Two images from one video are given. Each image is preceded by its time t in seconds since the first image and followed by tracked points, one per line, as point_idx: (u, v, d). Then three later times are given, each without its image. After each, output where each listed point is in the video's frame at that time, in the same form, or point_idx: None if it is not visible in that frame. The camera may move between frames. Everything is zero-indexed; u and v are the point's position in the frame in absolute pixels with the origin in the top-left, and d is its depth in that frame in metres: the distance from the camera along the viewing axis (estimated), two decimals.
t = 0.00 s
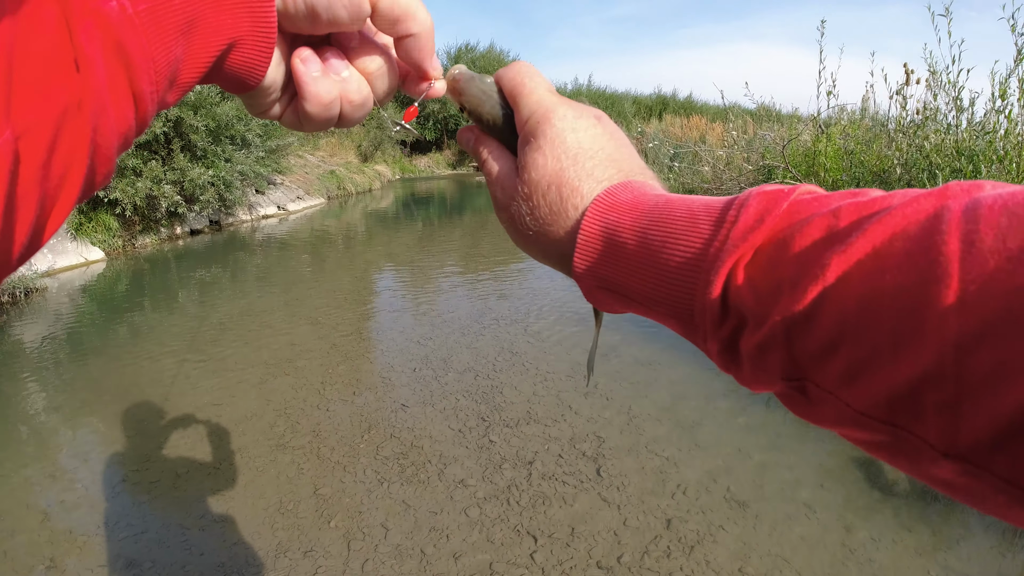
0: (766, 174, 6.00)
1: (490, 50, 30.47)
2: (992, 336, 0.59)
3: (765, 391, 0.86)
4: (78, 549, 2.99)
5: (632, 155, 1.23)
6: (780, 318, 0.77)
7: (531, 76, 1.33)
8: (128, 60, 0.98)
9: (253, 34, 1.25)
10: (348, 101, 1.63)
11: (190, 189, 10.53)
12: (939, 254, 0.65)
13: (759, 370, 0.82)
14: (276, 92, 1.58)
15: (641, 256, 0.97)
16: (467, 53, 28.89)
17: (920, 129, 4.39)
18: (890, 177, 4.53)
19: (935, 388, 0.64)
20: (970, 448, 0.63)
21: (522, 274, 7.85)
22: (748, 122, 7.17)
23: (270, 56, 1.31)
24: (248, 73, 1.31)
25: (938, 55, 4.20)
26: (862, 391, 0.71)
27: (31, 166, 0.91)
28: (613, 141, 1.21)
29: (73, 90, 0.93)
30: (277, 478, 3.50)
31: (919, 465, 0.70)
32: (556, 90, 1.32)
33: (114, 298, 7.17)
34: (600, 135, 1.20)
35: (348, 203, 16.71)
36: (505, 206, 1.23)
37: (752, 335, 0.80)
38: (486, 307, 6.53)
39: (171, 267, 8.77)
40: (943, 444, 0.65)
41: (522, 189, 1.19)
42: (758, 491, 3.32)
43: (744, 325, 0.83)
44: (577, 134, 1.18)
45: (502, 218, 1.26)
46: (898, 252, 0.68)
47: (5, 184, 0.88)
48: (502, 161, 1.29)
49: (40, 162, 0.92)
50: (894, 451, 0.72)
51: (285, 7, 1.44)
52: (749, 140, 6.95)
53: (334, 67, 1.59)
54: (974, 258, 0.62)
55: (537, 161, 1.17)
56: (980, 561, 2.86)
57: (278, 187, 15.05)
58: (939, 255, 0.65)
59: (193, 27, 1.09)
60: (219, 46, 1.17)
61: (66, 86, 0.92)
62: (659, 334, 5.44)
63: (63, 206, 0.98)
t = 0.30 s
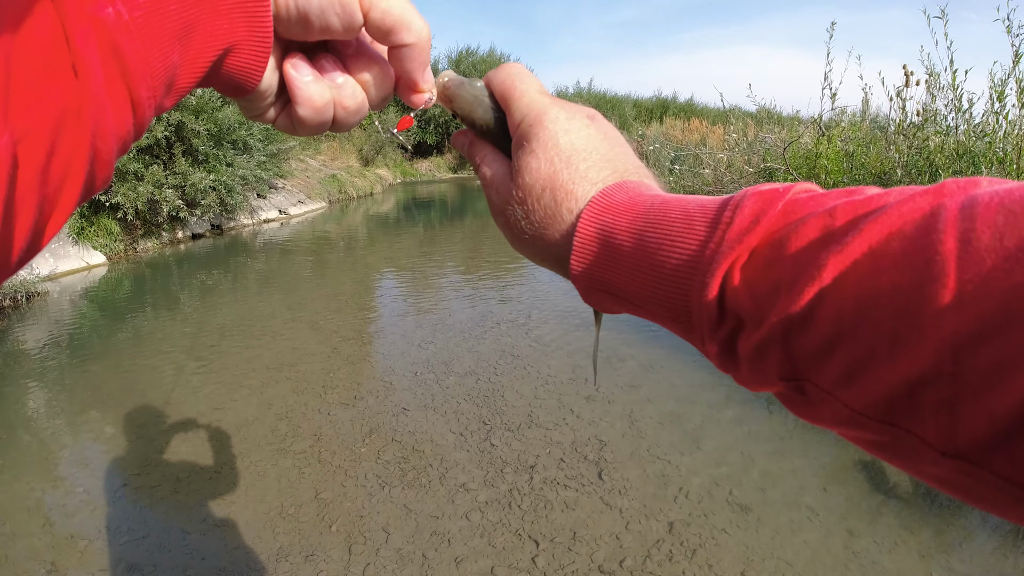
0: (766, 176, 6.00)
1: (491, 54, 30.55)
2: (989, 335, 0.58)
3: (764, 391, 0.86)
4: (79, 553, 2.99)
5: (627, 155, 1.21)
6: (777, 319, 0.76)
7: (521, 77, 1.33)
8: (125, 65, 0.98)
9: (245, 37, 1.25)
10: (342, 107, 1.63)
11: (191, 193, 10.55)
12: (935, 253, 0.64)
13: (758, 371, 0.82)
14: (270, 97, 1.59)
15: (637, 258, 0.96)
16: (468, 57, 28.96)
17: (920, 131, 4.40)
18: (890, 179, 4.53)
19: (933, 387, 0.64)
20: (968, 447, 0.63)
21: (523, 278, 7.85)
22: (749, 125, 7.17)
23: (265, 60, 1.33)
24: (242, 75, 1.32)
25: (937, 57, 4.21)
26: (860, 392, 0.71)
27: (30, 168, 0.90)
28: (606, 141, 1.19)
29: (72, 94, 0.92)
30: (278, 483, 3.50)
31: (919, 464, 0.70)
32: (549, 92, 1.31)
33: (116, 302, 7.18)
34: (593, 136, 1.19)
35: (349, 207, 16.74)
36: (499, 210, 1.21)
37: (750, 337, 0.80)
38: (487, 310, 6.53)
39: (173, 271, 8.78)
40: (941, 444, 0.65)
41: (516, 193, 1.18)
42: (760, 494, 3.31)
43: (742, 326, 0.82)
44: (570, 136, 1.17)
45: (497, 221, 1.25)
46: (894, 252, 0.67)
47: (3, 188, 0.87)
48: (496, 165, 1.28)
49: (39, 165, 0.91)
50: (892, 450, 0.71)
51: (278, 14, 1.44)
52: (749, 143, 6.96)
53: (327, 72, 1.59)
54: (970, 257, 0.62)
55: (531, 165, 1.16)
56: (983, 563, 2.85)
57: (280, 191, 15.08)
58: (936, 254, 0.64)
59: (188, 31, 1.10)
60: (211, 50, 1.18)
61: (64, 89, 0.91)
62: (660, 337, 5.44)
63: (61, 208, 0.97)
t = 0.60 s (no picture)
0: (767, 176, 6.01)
1: (492, 54, 30.54)
2: (988, 331, 0.58)
3: (762, 386, 0.86)
4: (79, 552, 2.99)
5: (625, 148, 1.19)
6: (776, 314, 0.76)
7: (517, 70, 1.31)
8: (124, 72, 0.98)
9: (241, 41, 1.25)
10: (340, 118, 1.63)
11: (192, 193, 10.56)
12: (935, 248, 0.64)
13: (755, 366, 0.82)
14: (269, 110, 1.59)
15: (634, 253, 0.95)
16: (468, 57, 28.96)
17: (920, 131, 4.40)
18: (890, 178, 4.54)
19: (932, 382, 0.64)
20: (967, 442, 0.63)
21: (524, 278, 7.86)
22: (750, 125, 7.16)
23: (263, 65, 1.34)
24: (240, 79, 1.32)
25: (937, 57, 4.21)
26: (859, 386, 0.71)
27: (30, 176, 0.90)
28: (603, 134, 1.17)
29: (72, 101, 0.92)
30: (279, 482, 3.50)
31: (918, 459, 0.70)
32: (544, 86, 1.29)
33: (117, 302, 7.18)
34: (590, 130, 1.16)
35: (350, 206, 16.75)
36: (497, 205, 1.20)
37: (749, 332, 0.80)
38: (487, 310, 6.53)
39: (174, 271, 8.78)
40: (940, 439, 0.65)
41: (513, 188, 1.17)
42: (761, 494, 3.31)
43: (739, 321, 0.82)
44: (566, 129, 1.15)
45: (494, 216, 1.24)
46: (892, 246, 0.67)
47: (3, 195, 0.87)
48: (491, 159, 1.27)
49: (39, 172, 0.91)
50: (891, 444, 0.71)
51: (277, 16, 1.40)
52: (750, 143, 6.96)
53: (324, 82, 1.60)
54: (970, 251, 0.62)
55: (527, 159, 1.15)
56: (983, 563, 2.85)
57: (281, 191, 15.08)
58: (935, 248, 0.64)
59: (185, 38, 1.10)
60: (209, 55, 1.18)
61: (64, 97, 0.91)
62: (661, 337, 5.44)
63: (61, 214, 0.98)
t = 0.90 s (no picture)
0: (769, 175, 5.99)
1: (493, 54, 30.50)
2: (985, 329, 0.59)
3: (760, 383, 0.86)
4: (81, 551, 2.99)
5: (620, 141, 1.16)
6: (773, 313, 0.76)
7: (508, 66, 1.25)
8: (131, 82, 0.97)
9: (256, 53, 1.22)
10: (344, 115, 1.63)
11: (193, 193, 10.56)
12: (931, 246, 0.64)
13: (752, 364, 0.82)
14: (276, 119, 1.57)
15: (630, 251, 0.95)
16: (470, 56, 28.96)
17: (922, 131, 4.40)
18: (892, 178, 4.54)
19: (929, 380, 0.64)
20: (965, 439, 0.63)
21: (525, 277, 7.85)
22: (752, 124, 7.15)
23: (274, 74, 1.29)
24: (253, 92, 1.28)
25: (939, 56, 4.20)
26: (857, 384, 0.71)
27: (34, 188, 0.90)
28: (598, 129, 1.14)
29: (76, 112, 0.93)
30: (280, 481, 3.50)
31: (917, 455, 0.70)
32: (536, 79, 1.24)
33: (119, 301, 7.20)
34: (584, 125, 1.13)
35: (352, 206, 16.76)
36: (492, 205, 1.18)
37: (746, 331, 0.80)
38: (489, 310, 6.53)
39: (176, 270, 8.80)
40: (938, 436, 0.65)
41: (507, 188, 1.15)
42: (762, 494, 3.31)
43: (737, 319, 0.82)
44: (559, 126, 1.12)
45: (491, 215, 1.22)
46: (888, 244, 0.67)
47: (6, 207, 0.87)
48: (487, 157, 1.24)
49: (44, 184, 0.91)
50: (890, 440, 0.72)
51: (287, 25, 1.38)
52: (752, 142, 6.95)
53: (324, 84, 1.59)
54: (965, 249, 0.62)
55: (520, 159, 1.12)
56: (984, 563, 2.85)
57: (282, 190, 15.10)
58: (931, 245, 0.64)
59: (197, 49, 1.08)
60: (223, 67, 1.15)
61: (68, 109, 0.92)
62: (663, 337, 5.43)
63: (69, 227, 0.97)
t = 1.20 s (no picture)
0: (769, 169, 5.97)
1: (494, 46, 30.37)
2: (978, 304, 0.58)
3: (757, 360, 0.86)
4: (82, 542, 3.01)
5: (613, 118, 1.12)
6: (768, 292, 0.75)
7: (495, 49, 1.22)
8: (135, 88, 0.94)
9: (263, 58, 1.18)
10: (341, 104, 1.62)
11: (193, 186, 10.54)
12: (923, 221, 0.64)
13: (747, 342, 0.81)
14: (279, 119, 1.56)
15: (624, 232, 0.92)
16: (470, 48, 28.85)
17: (923, 126, 4.38)
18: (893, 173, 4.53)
19: (924, 355, 0.64)
20: (958, 412, 0.63)
21: (526, 270, 7.85)
22: (753, 118, 7.13)
23: (279, 77, 1.23)
24: (260, 96, 1.24)
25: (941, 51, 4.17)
26: (851, 360, 0.71)
27: (35, 194, 0.88)
28: (589, 108, 1.10)
29: (77, 118, 0.90)
30: (280, 473, 3.51)
31: (911, 428, 0.70)
32: (523, 60, 1.20)
33: (119, 293, 7.20)
34: (573, 104, 1.09)
35: (352, 199, 16.74)
36: (489, 193, 1.15)
37: (742, 310, 0.79)
38: (488, 303, 6.53)
39: (176, 263, 8.79)
40: (932, 409, 0.66)
41: (500, 175, 1.11)
42: (760, 487, 3.32)
43: (732, 299, 0.81)
44: (549, 108, 1.08)
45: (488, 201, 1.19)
46: (882, 221, 0.67)
47: (5, 213, 0.85)
48: (482, 143, 1.21)
49: (46, 190, 0.89)
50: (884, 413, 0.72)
51: (296, 24, 1.35)
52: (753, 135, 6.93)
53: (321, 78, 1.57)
54: (958, 224, 0.61)
55: (512, 146, 1.08)
56: (981, 557, 2.87)
57: (282, 183, 15.07)
58: (924, 222, 0.64)
59: (202, 53, 1.04)
60: (229, 72, 1.12)
61: (69, 113, 0.89)
62: (662, 331, 5.44)
63: (73, 235, 0.95)
